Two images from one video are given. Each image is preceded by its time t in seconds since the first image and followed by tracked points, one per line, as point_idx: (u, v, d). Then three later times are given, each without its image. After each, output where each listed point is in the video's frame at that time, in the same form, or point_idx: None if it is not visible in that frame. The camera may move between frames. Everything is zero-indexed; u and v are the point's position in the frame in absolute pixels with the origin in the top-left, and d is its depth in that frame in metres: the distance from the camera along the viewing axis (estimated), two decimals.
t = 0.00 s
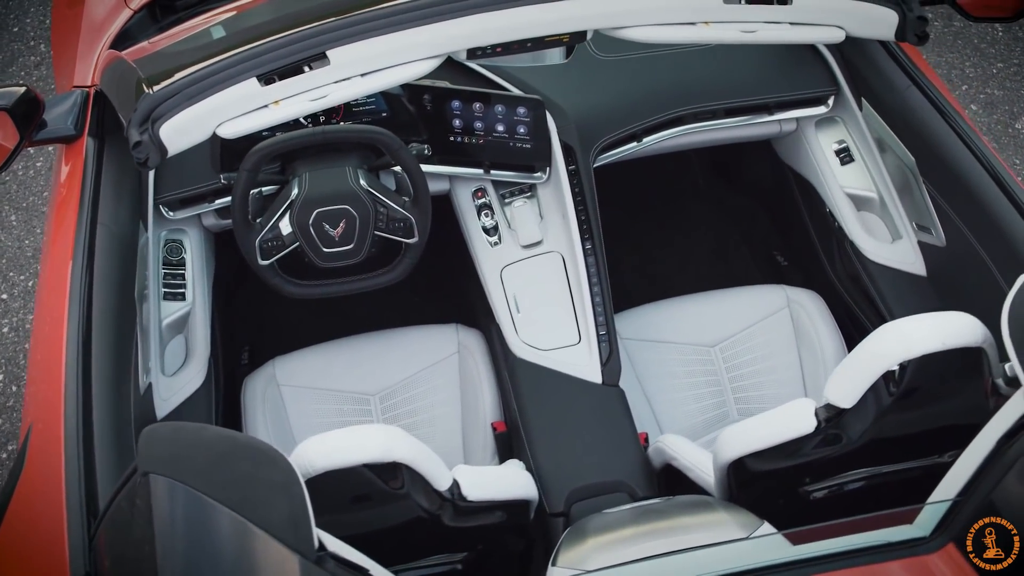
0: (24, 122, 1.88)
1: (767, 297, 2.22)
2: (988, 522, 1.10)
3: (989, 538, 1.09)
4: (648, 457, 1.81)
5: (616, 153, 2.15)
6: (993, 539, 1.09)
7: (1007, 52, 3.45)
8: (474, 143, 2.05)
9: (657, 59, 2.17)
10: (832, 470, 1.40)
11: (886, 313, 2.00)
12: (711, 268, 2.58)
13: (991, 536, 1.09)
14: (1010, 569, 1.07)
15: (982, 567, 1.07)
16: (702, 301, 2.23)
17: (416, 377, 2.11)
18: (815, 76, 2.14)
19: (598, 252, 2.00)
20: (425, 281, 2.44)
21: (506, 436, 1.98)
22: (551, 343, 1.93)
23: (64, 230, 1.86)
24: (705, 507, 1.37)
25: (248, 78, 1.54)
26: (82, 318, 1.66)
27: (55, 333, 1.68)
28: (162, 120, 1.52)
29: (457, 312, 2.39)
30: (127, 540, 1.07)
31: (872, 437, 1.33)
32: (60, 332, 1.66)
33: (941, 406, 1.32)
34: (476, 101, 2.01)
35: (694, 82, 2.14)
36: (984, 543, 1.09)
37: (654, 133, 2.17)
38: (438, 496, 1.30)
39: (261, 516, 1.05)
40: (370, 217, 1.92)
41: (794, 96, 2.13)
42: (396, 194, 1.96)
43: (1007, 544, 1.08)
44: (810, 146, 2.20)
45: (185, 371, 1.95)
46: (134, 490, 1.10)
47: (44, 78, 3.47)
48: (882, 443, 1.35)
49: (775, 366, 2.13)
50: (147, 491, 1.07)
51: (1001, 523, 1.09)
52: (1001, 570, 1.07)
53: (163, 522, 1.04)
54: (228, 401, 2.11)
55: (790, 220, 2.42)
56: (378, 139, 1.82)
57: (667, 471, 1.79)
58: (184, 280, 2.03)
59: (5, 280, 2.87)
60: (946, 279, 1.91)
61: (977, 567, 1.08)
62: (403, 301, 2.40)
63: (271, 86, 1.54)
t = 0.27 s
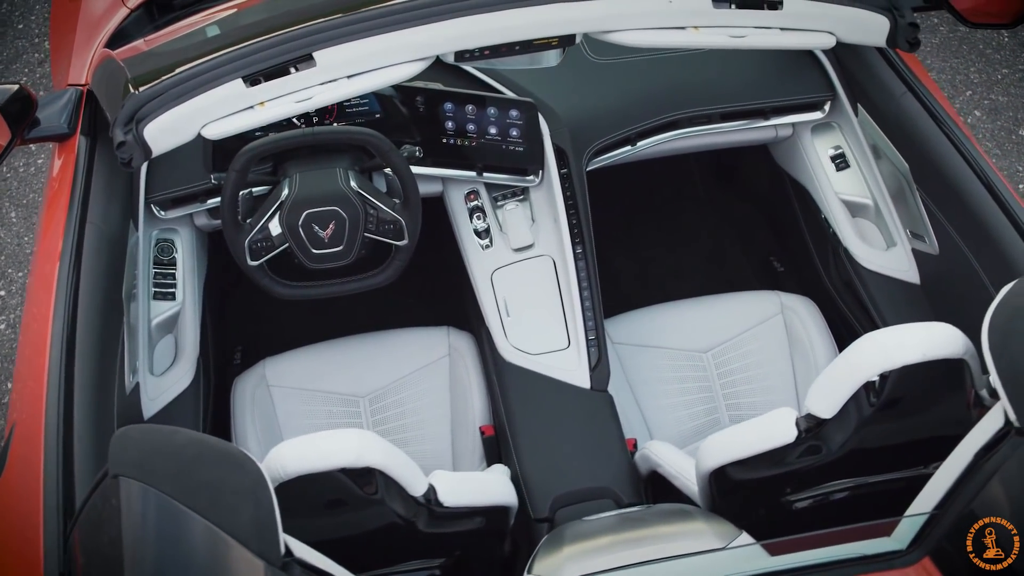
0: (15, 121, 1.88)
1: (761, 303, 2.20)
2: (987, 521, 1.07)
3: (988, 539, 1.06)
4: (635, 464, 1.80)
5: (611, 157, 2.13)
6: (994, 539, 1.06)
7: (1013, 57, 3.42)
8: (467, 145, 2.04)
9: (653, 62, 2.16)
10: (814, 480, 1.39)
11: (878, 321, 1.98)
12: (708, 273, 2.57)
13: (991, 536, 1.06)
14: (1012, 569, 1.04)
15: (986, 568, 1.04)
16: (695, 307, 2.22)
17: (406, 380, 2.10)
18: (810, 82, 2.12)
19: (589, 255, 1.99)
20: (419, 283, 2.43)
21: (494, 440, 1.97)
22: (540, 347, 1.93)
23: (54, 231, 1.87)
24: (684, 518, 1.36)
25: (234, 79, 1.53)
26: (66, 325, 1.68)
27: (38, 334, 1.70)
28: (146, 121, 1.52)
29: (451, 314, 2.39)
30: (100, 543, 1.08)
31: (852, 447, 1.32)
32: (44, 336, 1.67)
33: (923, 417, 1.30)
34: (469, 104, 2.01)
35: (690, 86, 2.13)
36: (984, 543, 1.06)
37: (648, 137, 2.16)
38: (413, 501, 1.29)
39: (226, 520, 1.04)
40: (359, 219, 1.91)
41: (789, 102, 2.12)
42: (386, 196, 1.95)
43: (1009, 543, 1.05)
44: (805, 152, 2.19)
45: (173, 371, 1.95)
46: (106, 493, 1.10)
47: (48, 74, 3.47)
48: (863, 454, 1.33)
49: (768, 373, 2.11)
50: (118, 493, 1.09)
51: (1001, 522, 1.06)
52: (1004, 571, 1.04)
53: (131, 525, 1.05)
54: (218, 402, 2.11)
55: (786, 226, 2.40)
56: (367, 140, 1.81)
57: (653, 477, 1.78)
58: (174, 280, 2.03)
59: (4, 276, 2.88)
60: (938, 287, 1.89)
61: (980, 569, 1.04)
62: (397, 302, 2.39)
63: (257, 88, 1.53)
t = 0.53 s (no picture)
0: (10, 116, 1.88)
1: (756, 310, 2.18)
2: (986, 521, 1.03)
3: (989, 538, 1.02)
4: (621, 470, 1.79)
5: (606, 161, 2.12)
6: (994, 539, 1.02)
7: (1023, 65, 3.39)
8: (461, 147, 2.04)
9: (651, 67, 2.15)
10: (794, 491, 1.37)
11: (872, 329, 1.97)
12: (706, 278, 2.55)
13: (991, 535, 1.02)
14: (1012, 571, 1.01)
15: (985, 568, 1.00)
16: (690, 312, 2.20)
17: (397, 381, 2.10)
18: (809, 88, 2.10)
19: (580, 260, 1.99)
20: (414, 283, 2.43)
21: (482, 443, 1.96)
22: (530, 352, 1.92)
23: (44, 226, 1.88)
24: (662, 528, 1.35)
25: (221, 78, 1.52)
26: (52, 322, 1.68)
27: (24, 328, 1.70)
28: (131, 120, 1.53)
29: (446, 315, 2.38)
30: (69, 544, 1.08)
31: (832, 459, 1.30)
32: (28, 337, 1.68)
33: (904, 429, 1.29)
34: (464, 105, 2.00)
35: (686, 91, 2.11)
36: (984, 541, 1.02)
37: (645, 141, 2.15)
38: (386, 504, 1.28)
39: (190, 523, 1.04)
40: (350, 220, 1.91)
41: (787, 108, 2.10)
42: (378, 197, 1.95)
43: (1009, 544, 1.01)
44: (803, 158, 2.17)
45: (161, 369, 1.94)
46: (76, 493, 1.10)
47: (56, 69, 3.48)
48: (843, 465, 1.32)
49: (761, 380, 2.09)
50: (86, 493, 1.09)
51: (1001, 523, 1.02)
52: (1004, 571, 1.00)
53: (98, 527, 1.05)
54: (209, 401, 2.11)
55: (785, 232, 2.38)
56: (358, 141, 1.81)
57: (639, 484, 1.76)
58: (167, 278, 2.03)
59: (6, 271, 2.89)
60: (932, 298, 1.87)
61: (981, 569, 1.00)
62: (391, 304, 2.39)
63: (244, 88, 1.53)
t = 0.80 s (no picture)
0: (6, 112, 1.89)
1: (752, 316, 2.17)
2: (986, 521, 1.00)
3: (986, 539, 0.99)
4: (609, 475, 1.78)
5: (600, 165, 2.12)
6: (993, 539, 0.99)
7: None
8: (456, 148, 2.03)
9: (649, 70, 2.14)
10: (777, 500, 1.36)
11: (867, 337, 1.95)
12: (704, 282, 2.54)
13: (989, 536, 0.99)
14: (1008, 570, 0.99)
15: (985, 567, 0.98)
16: (685, 317, 2.19)
17: (389, 382, 2.09)
18: (808, 92, 2.09)
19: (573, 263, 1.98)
20: (411, 284, 2.43)
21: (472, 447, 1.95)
22: (521, 355, 1.91)
23: (38, 222, 1.89)
24: (642, 536, 1.34)
25: (210, 77, 1.53)
26: (41, 318, 1.69)
27: (12, 324, 1.71)
28: (119, 117, 1.53)
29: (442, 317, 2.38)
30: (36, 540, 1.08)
31: (813, 469, 1.29)
32: (16, 333, 1.69)
33: (887, 440, 1.28)
34: (459, 107, 1.98)
35: (684, 94, 2.10)
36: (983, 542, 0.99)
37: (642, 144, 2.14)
38: (362, 507, 1.28)
39: (157, 522, 1.04)
40: (343, 220, 1.91)
41: (786, 112, 2.08)
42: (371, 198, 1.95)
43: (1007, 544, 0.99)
44: (802, 163, 2.15)
45: (152, 367, 1.94)
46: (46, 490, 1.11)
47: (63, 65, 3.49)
48: (826, 474, 1.31)
49: (755, 387, 2.08)
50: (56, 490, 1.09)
51: (1001, 523, 1.00)
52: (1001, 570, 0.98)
53: (64, 522, 1.05)
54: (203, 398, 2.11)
55: (784, 237, 2.36)
56: (351, 142, 1.80)
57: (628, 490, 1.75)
58: (161, 276, 2.03)
59: (8, 266, 2.90)
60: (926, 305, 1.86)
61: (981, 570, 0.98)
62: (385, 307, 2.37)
63: (233, 87, 1.53)
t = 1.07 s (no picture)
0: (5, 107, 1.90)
1: (749, 320, 2.16)
2: (986, 521, 1.01)
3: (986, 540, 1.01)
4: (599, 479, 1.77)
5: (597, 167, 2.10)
6: (993, 539, 1.01)
7: None
8: (453, 149, 2.03)
9: (650, 73, 2.14)
10: (760, 507, 1.35)
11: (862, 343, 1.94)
12: (704, 286, 2.52)
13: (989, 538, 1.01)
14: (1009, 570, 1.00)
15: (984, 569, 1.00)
16: (682, 321, 2.18)
17: (383, 382, 2.09)
18: (809, 97, 2.07)
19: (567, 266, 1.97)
20: (409, 284, 2.43)
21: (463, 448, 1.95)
22: (514, 356, 1.90)
23: (34, 217, 1.91)
24: (622, 543, 1.33)
25: (200, 75, 1.52)
26: (31, 312, 1.70)
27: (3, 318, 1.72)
28: (110, 114, 1.54)
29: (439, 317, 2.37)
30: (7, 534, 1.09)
31: (795, 477, 1.28)
32: (7, 327, 1.69)
33: (870, 449, 1.27)
34: (457, 107, 1.99)
35: (683, 97, 2.09)
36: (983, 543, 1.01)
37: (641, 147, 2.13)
38: (340, 507, 1.28)
39: (126, 521, 1.05)
40: (337, 219, 1.90)
41: (786, 117, 2.07)
42: (366, 197, 1.94)
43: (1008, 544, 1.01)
44: (802, 168, 2.15)
45: (144, 364, 1.94)
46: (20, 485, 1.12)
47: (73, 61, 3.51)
48: (808, 483, 1.29)
49: (750, 392, 2.07)
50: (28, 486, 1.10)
51: (1001, 523, 1.01)
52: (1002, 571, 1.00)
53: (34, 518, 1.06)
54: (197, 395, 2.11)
55: (784, 242, 2.35)
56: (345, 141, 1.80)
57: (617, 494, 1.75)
58: (156, 272, 2.03)
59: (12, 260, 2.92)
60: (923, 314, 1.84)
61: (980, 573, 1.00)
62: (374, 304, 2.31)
63: (224, 85, 1.53)
